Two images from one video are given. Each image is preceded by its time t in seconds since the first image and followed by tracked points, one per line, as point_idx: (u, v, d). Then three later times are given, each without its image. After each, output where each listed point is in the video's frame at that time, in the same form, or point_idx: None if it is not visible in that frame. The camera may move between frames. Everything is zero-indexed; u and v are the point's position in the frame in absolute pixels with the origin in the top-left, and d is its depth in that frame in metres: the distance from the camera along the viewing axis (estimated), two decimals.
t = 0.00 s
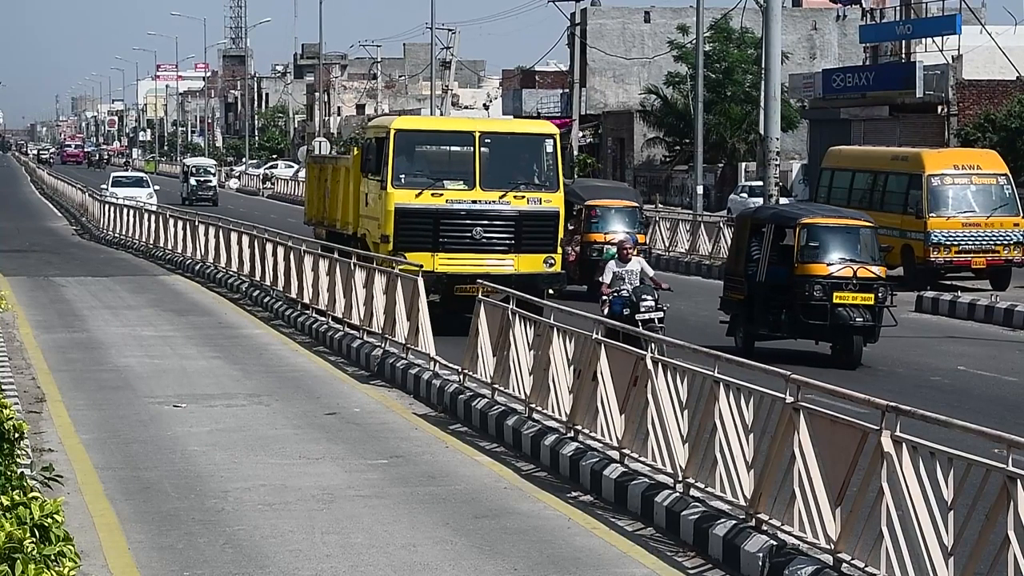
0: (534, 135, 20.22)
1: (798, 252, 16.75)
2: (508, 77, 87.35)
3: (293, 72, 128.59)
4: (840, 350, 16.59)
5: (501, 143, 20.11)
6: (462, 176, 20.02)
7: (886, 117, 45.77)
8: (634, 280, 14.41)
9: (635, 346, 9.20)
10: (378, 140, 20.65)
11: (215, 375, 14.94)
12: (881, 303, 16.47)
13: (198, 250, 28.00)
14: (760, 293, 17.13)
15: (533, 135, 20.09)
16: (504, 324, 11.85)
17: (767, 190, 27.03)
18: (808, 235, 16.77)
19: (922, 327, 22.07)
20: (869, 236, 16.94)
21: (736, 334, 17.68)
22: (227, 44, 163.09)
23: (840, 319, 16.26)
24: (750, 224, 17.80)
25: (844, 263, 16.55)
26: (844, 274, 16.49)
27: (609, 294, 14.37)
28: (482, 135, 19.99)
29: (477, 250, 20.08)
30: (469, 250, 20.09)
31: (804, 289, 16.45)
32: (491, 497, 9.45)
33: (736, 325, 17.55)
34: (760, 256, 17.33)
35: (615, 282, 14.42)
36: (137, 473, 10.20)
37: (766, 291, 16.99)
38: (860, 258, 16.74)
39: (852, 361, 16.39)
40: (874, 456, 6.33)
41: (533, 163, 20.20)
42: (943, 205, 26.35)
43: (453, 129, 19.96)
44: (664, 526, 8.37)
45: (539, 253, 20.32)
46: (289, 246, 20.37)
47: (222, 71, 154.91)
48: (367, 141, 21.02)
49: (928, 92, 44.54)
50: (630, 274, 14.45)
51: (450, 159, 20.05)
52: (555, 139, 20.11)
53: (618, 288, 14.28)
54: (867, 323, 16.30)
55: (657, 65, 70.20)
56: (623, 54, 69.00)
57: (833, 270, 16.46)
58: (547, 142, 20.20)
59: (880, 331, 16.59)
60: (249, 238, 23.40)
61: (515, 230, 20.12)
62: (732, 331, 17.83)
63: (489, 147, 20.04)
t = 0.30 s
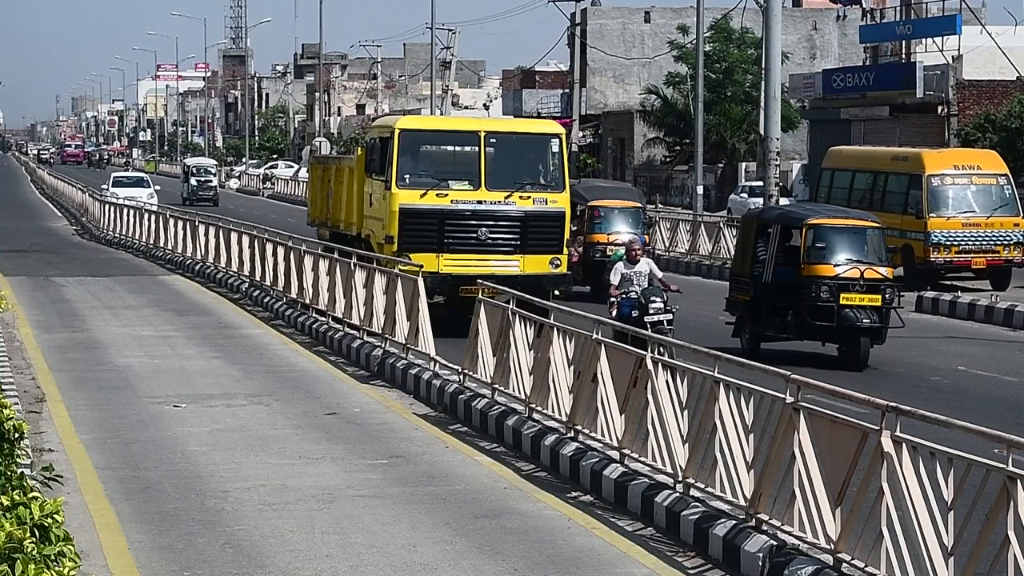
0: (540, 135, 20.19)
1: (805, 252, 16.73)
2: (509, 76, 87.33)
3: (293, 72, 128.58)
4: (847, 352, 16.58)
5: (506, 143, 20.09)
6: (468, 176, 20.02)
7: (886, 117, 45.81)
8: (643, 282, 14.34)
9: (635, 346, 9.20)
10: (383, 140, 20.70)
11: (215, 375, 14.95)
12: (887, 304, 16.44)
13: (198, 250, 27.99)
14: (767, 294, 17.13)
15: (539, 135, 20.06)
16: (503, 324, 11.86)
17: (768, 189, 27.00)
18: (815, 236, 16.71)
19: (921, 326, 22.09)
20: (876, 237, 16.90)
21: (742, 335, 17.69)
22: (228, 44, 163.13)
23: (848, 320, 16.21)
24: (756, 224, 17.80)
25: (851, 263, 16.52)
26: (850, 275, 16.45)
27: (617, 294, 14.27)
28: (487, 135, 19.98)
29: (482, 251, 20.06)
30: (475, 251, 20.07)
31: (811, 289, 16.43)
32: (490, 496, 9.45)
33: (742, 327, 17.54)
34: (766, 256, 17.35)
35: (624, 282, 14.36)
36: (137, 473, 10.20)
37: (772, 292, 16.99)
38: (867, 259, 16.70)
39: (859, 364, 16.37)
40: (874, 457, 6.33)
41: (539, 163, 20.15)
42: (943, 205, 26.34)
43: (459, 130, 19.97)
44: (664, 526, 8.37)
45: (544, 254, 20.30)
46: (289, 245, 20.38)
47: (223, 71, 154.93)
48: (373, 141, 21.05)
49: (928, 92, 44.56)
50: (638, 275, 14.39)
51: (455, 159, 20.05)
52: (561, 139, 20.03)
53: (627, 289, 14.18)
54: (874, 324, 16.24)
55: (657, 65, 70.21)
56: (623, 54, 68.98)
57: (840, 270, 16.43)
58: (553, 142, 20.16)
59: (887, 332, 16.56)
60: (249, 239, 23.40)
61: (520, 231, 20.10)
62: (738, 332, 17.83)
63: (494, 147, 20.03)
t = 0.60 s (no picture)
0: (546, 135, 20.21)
1: (811, 253, 16.71)
2: (509, 76, 87.28)
3: (293, 72, 128.61)
4: (855, 354, 16.54)
5: (512, 143, 20.10)
6: (473, 176, 20.01)
7: (886, 117, 45.81)
8: (652, 283, 14.43)
9: (636, 347, 9.20)
10: (388, 141, 20.70)
11: (215, 375, 14.95)
12: (895, 305, 16.38)
13: (198, 250, 28.00)
14: (773, 295, 17.12)
15: (545, 134, 20.07)
16: (504, 324, 11.86)
17: (768, 189, 26.97)
18: (822, 236, 16.70)
19: (920, 326, 22.10)
20: (883, 238, 16.87)
21: (749, 337, 17.68)
22: (228, 43, 163.19)
23: (854, 321, 16.16)
24: (762, 225, 17.79)
25: (858, 264, 16.50)
26: (857, 276, 16.42)
27: (627, 295, 14.30)
28: (492, 135, 19.99)
29: (487, 252, 20.04)
30: (480, 252, 20.05)
31: (818, 291, 16.41)
32: (490, 497, 9.45)
33: (749, 329, 17.53)
34: (772, 257, 17.33)
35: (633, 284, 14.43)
36: (137, 472, 10.20)
37: (778, 293, 16.97)
38: (874, 260, 16.67)
39: (867, 365, 16.28)
40: (874, 456, 6.33)
41: (545, 163, 20.15)
42: (944, 205, 26.33)
43: (464, 129, 19.99)
44: (664, 526, 8.37)
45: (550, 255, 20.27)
46: (289, 245, 20.38)
47: (223, 71, 154.95)
48: (377, 143, 21.06)
49: (929, 92, 44.53)
50: (646, 276, 14.47)
51: (460, 160, 20.05)
52: (566, 139, 20.06)
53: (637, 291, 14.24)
54: (881, 326, 16.17)
55: (657, 65, 70.22)
56: (623, 54, 68.99)
57: (847, 271, 16.42)
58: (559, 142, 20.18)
59: (894, 334, 16.52)
60: (249, 239, 23.39)
61: (526, 231, 20.07)
62: (744, 334, 17.82)
63: (499, 147, 20.04)
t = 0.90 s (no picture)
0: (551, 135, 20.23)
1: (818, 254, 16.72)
2: (509, 76, 87.26)
3: (293, 72, 128.64)
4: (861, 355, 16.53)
5: (517, 142, 20.10)
6: (478, 176, 20.01)
7: (886, 117, 45.79)
8: (660, 284, 14.41)
9: (636, 347, 9.21)
10: (392, 142, 20.70)
11: (215, 375, 14.94)
12: (902, 307, 16.38)
13: (199, 250, 27.99)
14: (779, 296, 17.12)
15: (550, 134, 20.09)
16: (504, 324, 11.87)
17: (769, 189, 26.96)
18: (828, 237, 16.68)
19: (920, 326, 22.09)
20: (890, 239, 16.88)
21: (754, 337, 17.68)
22: (227, 43, 163.17)
23: (861, 322, 16.15)
24: (769, 225, 17.81)
25: (865, 265, 16.51)
26: (864, 276, 16.43)
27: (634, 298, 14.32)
28: (498, 134, 19.99)
29: (493, 252, 20.02)
30: (486, 252, 20.03)
31: (825, 291, 16.41)
32: (490, 496, 9.45)
33: (755, 329, 17.53)
34: (778, 257, 17.35)
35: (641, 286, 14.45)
36: (137, 472, 10.20)
37: (784, 293, 16.98)
38: (881, 261, 16.68)
39: (874, 366, 16.23)
40: (874, 456, 6.34)
41: (550, 163, 20.19)
42: (944, 205, 26.32)
43: (470, 129, 19.99)
44: (664, 526, 8.37)
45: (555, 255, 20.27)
46: (289, 246, 20.38)
47: (223, 71, 154.95)
48: (381, 143, 21.05)
49: (929, 91, 44.50)
50: (655, 278, 14.46)
51: (465, 159, 20.04)
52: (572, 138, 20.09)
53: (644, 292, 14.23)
54: (889, 327, 16.18)
55: (657, 65, 70.24)
56: (623, 53, 69.00)
57: (854, 272, 16.43)
58: (565, 142, 20.19)
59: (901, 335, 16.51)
60: (250, 239, 23.38)
61: (532, 231, 20.05)
62: (750, 334, 17.83)
63: (505, 146, 20.03)
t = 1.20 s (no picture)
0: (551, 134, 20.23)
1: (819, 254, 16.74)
2: (509, 76, 87.27)
3: (293, 72, 128.66)
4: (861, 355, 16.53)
5: (517, 142, 20.11)
6: (478, 176, 20.00)
7: (886, 117, 45.79)
8: (660, 285, 14.41)
9: (636, 347, 9.21)
10: (392, 141, 20.69)
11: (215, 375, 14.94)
12: (902, 306, 16.38)
13: (198, 250, 27.98)
14: (779, 296, 17.12)
15: (550, 134, 20.10)
16: (504, 324, 11.87)
17: (768, 189, 26.96)
18: (829, 236, 16.70)
19: (920, 325, 22.09)
20: (889, 238, 16.89)
21: (754, 337, 17.68)
22: (228, 44, 163.19)
23: (862, 322, 16.15)
24: (769, 225, 17.83)
25: (863, 264, 16.53)
26: (864, 276, 16.44)
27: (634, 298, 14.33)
28: (498, 134, 19.99)
29: (493, 252, 20.02)
30: (486, 253, 20.03)
31: (825, 291, 16.40)
32: (490, 496, 9.45)
33: (755, 330, 17.53)
34: (778, 257, 17.35)
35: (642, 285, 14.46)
36: (137, 472, 10.20)
37: (784, 293, 16.98)
38: (880, 260, 16.69)
39: (874, 366, 16.21)
40: (874, 456, 6.34)
41: (551, 163, 20.19)
42: (943, 205, 26.34)
43: (469, 129, 19.99)
44: (664, 526, 8.37)
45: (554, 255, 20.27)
46: (289, 246, 20.39)
47: (224, 71, 154.97)
48: (381, 143, 21.05)
49: (928, 91, 44.49)
50: (655, 278, 14.46)
51: (465, 159, 20.04)
52: (572, 138, 20.09)
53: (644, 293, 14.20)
54: (889, 327, 16.18)
55: (657, 65, 70.26)
56: (623, 53, 69.00)
57: (853, 271, 16.45)
58: (565, 141, 20.19)
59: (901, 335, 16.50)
60: (250, 239, 23.37)
61: (532, 231, 20.05)
62: (750, 335, 17.83)
63: (505, 146, 20.04)
